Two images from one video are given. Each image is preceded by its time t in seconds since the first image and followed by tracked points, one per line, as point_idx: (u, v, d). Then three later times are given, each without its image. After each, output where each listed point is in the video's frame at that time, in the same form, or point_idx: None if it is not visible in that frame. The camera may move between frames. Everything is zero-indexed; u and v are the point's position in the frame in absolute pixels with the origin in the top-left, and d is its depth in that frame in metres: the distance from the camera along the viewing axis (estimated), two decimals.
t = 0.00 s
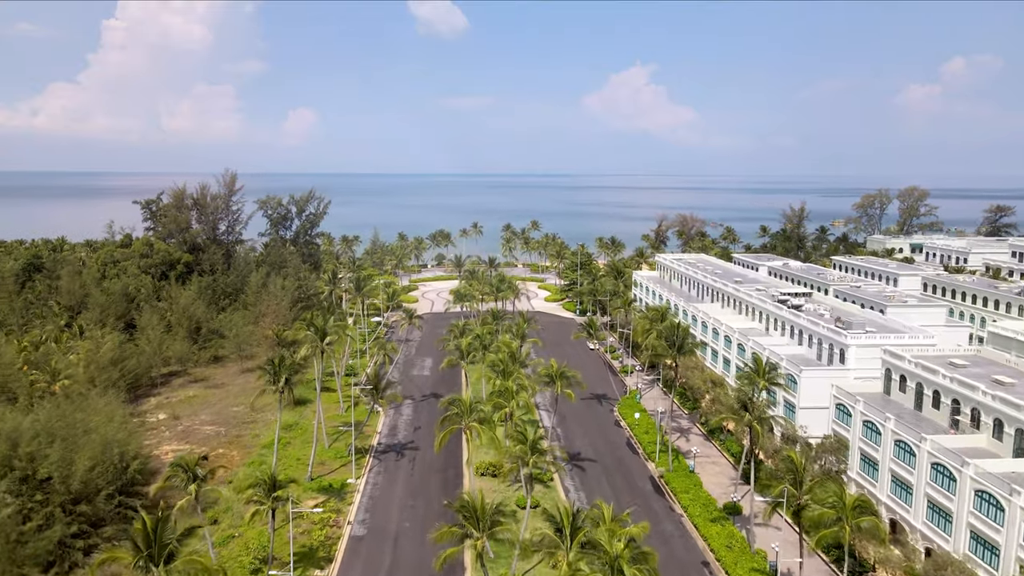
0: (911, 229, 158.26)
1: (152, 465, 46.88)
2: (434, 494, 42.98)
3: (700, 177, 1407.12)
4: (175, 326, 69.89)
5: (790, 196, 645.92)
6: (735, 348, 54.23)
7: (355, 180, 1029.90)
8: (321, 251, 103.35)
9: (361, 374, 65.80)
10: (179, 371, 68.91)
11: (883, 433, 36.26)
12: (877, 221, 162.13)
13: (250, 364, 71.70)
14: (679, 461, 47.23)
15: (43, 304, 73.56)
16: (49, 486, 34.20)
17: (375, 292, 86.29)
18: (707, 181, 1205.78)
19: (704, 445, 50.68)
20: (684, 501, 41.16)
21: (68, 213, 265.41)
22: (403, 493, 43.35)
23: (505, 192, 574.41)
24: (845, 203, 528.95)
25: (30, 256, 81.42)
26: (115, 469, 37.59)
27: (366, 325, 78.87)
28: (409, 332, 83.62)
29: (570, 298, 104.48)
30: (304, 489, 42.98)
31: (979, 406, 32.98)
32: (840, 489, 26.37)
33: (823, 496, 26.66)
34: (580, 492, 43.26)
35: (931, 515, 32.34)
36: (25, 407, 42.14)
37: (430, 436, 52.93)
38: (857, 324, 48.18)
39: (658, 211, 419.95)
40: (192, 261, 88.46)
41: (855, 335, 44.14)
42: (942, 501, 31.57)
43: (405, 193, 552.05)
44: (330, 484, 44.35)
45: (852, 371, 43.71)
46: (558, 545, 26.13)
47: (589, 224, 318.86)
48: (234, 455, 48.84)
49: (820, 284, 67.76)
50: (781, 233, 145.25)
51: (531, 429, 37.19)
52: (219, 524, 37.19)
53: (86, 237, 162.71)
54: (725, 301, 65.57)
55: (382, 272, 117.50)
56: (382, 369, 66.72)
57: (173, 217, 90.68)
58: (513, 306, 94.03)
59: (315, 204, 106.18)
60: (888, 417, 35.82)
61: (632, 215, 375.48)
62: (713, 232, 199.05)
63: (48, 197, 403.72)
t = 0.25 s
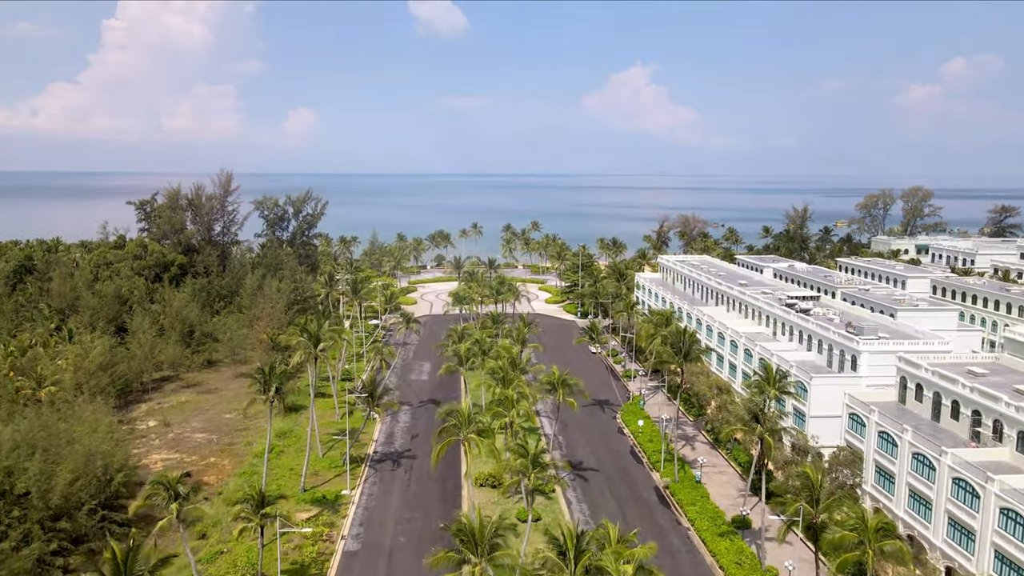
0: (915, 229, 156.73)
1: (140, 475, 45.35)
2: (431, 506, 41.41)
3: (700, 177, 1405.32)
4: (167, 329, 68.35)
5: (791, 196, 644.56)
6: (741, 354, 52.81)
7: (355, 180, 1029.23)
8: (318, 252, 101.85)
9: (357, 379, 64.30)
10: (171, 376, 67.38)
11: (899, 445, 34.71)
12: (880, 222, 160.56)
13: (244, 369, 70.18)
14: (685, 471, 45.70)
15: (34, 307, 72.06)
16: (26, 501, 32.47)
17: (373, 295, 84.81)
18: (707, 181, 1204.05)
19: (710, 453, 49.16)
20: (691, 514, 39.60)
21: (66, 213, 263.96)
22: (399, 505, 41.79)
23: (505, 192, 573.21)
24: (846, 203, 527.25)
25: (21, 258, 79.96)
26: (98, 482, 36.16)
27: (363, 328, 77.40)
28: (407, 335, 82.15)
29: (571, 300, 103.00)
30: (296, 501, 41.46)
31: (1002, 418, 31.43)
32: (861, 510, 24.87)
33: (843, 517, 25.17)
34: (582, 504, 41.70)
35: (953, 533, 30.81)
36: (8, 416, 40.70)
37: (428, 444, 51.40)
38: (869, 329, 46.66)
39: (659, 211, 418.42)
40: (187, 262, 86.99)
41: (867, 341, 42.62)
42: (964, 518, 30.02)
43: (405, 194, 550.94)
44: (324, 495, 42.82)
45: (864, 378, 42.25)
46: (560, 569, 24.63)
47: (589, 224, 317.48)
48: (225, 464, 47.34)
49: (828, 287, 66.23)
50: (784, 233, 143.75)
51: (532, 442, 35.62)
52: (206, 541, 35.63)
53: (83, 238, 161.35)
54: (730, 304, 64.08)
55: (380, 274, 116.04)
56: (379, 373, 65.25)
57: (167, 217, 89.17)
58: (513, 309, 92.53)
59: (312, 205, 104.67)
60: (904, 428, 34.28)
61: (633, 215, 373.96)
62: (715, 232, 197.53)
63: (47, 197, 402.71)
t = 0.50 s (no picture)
0: (919, 230, 155.31)
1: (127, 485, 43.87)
2: (428, 519, 39.82)
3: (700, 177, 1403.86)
4: (159, 333, 66.80)
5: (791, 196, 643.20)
6: (749, 359, 51.37)
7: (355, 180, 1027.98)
8: (315, 253, 100.29)
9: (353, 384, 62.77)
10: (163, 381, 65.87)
11: (917, 457, 33.21)
12: (884, 222, 159.01)
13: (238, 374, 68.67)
14: (691, 481, 44.11)
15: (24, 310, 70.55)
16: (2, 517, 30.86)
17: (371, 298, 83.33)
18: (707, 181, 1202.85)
19: (717, 462, 47.58)
20: (698, 528, 38.00)
21: (64, 213, 262.35)
22: (395, 517, 40.20)
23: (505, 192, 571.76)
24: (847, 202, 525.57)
25: (11, 260, 78.41)
26: (80, 496, 34.75)
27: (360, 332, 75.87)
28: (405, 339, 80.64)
29: (572, 301, 101.46)
30: (288, 514, 39.95)
31: None
32: (885, 533, 23.51)
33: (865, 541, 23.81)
34: (585, 516, 40.15)
35: (975, 552, 29.32)
36: None
37: (425, 452, 49.83)
38: (881, 334, 45.14)
39: (659, 211, 416.92)
40: (181, 264, 85.45)
41: (881, 347, 41.09)
42: (987, 537, 28.54)
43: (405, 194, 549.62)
44: (317, 507, 41.28)
45: (878, 387, 40.75)
46: None
47: (589, 224, 316.04)
48: (216, 474, 45.84)
49: (835, 289, 64.71)
50: (787, 234, 142.27)
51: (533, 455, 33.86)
52: (193, 558, 34.13)
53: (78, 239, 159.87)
54: (735, 307, 62.55)
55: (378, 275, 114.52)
56: (376, 378, 63.73)
57: (161, 218, 87.60)
58: (513, 311, 91.09)
59: (309, 206, 103.15)
60: (923, 440, 32.79)
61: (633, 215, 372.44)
62: (716, 233, 196.11)
63: (45, 197, 401.29)
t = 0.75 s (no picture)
0: (923, 231, 153.79)
1: (113, 496, 42.37)
2: (424, 533, 38.32)
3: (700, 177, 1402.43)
4: (151, 337, 65.26)
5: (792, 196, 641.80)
6: (756, 365, 49.94)
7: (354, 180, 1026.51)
8: (312, 255, 98.71)
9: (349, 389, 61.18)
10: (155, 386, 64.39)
11: (936, 470, 31.72)
12: (887, 223, 157.44)
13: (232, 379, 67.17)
14: (697, 492, 42.56)
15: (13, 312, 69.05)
16: None
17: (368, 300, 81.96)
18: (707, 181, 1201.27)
19: (723, 472, 46.06)
20: (705, 543, 36.50)
21: (61, 213, 260.76)
22: (390, 531, 38.71)
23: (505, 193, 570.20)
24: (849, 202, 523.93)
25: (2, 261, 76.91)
26: (60, 511, 33.23)
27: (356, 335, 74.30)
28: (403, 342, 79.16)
29: (572, 303, 100.01)
30: (279, 528, 38.44)
31: None
32: (910, 558, 22.12)
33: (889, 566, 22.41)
34: (588, 529, 38.69)
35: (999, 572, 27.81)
36: None
37: (422, 461, 48.33)
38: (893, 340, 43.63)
39: (660, 211, 415.30)
40: (175, 265, 83.94)
41: (894, 354, 39.58)
42: (1012, 556, 27.05)
43: (404, 194, 548.15)
44: (309, 520, 39.78)
45: (891, 395, 39.23)
46: None
47: (590, 224, 314.59)
48: (206, 485, 44.33)
49: (843, 292, 63.23)
50: (789, 235, 140.85)
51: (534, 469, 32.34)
52: None
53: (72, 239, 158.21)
54: (741, 311, 61.06)
55: (376, 276, 112.92)
56: (372, 384, 62.20)
57: (155, 219, 86.09)
58: (513, 314, 89.65)
59: (306, 206, 101.63)
60: (942, 453, 31.30)
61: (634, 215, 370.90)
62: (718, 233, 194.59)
63: (43, 197, 399.68)
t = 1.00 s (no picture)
0: (927, 232, 152.31)
1: (98, 508, 40.82)
2: (420, 548, 36.80)
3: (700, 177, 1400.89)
4: (142, 340, 63.66)
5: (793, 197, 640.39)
6: (763, 371, 48.52)
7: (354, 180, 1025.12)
8: (308, 256, 97.17)
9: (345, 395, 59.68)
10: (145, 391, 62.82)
11: (957, 485, 30.28)
12: (891, 223, 155.92)
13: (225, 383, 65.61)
14: (703, 504, 41.01)
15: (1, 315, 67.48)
16: None
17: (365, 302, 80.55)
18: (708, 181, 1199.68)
19: (730, 482, 44.57)
20: (713, 560, 34.94)
21: (58, 212, 258.60)
22: (385, 545, 37.20)
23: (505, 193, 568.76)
24: (850, 202, 521.86)
25: None
26: (37, 527, 31.66)
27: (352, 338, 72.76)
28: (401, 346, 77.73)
29: (573, 305, 98.55)
30: (269, 542, 36.88)
31: None
32: None
33: None
34: (590, 543, 37.27)
35: None
36: None
37: (419, 470, 46.83)
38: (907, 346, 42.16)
39: (660, 211, 413.66)
40: (169, 267, 82.35)
41: (909, 361, 38.09)
42: None
43: (404, 194, 546.77)
44: (300, 534, 38.22)
45: (905, 404, 37.74)
46: None
47: (590, 224, 313.14)
48: (194, 496, 42.78)
49: (850, 295, 61.76)
50: (792, 235, 139.38)
51: (535, 484, 30.79)
52: None
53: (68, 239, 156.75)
54: (746, 314, 59.56)
55: (375, 278, 111.38)
56: (368, 389, 60.69)
57: (148, 219, 84.55)
58: (513, 316, 88.23)
59: (303, 206, 100.09)
60: (964, 467, 29.85)
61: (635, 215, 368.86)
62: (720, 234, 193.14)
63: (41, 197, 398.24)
